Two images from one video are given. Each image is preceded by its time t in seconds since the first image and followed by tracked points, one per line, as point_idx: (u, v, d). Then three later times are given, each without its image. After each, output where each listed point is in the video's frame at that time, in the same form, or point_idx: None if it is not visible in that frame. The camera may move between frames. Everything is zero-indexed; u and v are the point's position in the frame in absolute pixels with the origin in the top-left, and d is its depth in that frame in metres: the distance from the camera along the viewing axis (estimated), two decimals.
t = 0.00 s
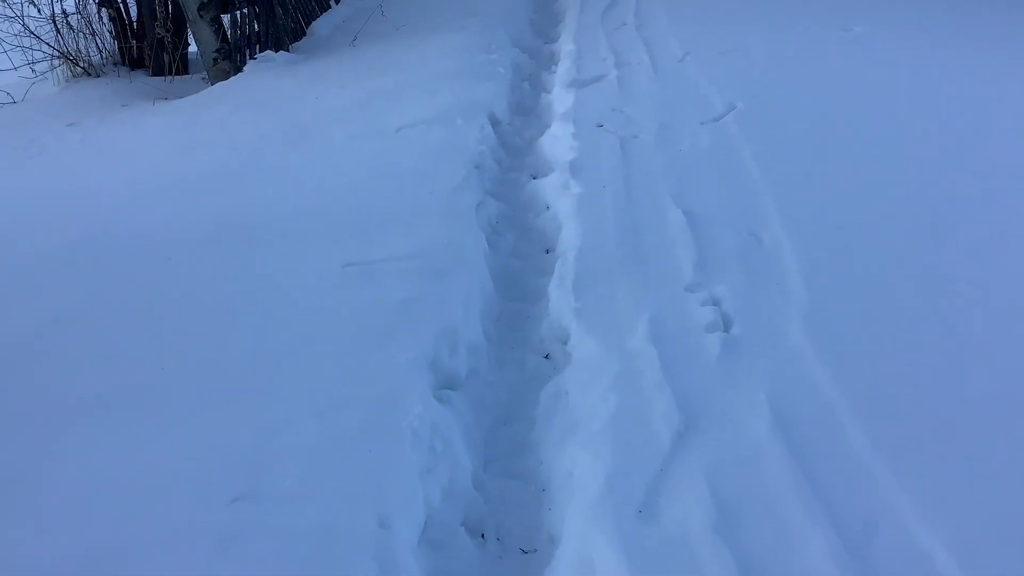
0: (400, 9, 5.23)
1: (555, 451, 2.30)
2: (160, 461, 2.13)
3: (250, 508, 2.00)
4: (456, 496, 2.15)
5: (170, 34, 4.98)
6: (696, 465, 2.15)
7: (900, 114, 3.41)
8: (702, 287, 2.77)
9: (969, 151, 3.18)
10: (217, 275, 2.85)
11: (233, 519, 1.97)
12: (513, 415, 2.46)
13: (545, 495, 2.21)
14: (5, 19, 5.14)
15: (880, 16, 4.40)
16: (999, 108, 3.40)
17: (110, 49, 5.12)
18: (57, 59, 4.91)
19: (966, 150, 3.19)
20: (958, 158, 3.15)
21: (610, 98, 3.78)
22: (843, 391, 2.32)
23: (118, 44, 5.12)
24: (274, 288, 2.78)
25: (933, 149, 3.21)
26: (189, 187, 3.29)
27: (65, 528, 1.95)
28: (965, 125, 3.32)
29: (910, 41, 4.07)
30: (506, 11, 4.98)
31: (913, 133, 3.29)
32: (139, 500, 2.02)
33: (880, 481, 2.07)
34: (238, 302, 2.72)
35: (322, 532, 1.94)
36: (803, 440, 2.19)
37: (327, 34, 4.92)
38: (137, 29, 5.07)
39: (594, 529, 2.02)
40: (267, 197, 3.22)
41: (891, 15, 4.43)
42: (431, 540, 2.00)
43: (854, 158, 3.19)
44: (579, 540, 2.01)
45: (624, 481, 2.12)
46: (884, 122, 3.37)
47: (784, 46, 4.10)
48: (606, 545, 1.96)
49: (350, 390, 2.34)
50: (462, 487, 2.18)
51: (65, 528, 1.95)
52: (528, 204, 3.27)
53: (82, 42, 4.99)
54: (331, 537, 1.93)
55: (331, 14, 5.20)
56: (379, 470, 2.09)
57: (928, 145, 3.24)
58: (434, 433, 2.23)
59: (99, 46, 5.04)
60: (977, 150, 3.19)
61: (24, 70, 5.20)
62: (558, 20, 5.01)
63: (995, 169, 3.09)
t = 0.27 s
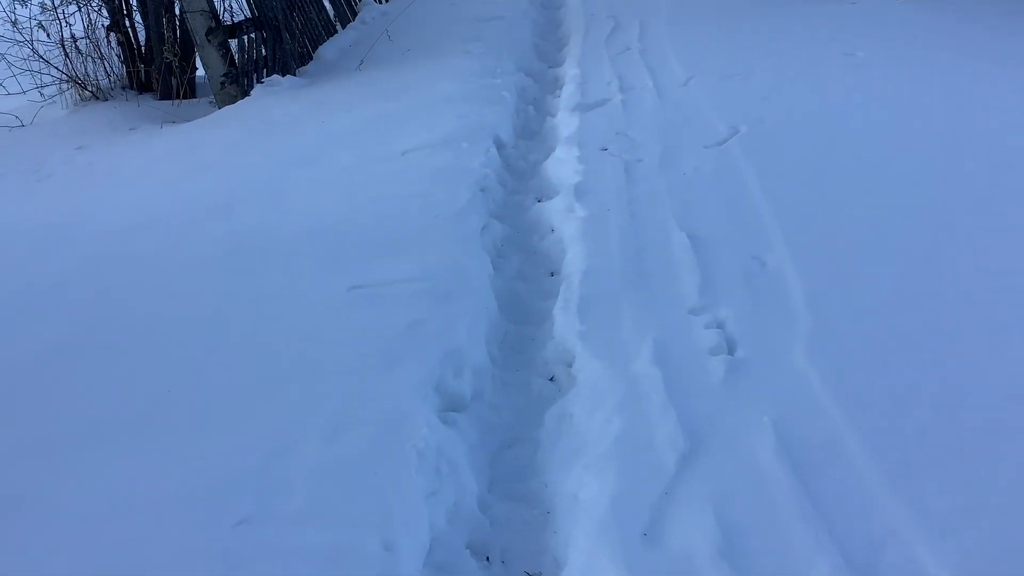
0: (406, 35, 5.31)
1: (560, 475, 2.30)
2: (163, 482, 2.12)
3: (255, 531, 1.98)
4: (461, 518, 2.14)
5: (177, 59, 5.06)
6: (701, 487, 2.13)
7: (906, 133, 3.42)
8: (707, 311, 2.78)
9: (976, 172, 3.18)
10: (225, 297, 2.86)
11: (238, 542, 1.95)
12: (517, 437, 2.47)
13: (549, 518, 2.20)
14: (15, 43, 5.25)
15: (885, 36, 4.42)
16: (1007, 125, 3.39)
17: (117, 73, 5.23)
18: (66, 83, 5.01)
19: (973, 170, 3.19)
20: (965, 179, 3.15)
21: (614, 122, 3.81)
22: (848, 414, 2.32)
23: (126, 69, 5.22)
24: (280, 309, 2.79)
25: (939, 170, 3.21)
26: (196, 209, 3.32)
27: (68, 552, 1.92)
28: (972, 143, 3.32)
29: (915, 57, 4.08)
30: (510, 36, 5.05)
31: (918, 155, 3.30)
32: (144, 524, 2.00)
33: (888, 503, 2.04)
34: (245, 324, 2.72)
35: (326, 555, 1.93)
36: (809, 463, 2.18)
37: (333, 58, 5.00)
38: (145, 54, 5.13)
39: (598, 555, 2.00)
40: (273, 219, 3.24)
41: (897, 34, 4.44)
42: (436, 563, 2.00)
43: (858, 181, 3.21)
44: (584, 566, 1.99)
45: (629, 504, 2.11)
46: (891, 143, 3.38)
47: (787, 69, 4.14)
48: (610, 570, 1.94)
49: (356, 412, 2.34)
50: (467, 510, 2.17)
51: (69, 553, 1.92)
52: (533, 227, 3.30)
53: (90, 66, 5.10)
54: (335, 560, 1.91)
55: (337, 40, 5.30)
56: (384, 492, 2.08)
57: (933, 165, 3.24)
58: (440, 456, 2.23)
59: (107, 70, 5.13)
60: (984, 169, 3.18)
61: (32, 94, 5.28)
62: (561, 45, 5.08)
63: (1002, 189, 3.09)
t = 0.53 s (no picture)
0: (410, 59, 5.37)
1: (563, 498, 2.28)
2: (165, 504, 2.10)
3: (256, 553, 1.95)
4: (465, 542, 2.12)
5: (184, 83, 5.14)
6: (706, 508, 2.11)
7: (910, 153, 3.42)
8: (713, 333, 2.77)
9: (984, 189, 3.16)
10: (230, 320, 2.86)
11: (239, 564, 1.92)
12: (521, 460, 2.47)
13: (553, 541, 2.17)
14: (24, 68, 5.35)
15: (889, 56, 4.43)
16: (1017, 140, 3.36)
17: (124, 97, 5.31)
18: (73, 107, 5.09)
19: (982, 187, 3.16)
20: (974, 196, 3.13)
21: (617, 145, 3.84)
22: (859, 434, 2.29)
23: (133, 93, 5.30)
24: (285, 333, 2.79)
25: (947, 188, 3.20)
26: (202, 232, 3.33)
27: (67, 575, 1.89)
28: (981, 160, 3.29)
29: (916, 77, 4.10)
30: (514, 59, 5.10)
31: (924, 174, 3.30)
32: (145, 547, 1.97)
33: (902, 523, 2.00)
34: (250, 347, 2.73)
35: None
36: (816, 484, 2.15)
37: (338, 81, 5.05)
38: (151, 78, 5.27)
39: None
40: (278, 242, 3.25)
41: (901, 53, 4.45)
42: None
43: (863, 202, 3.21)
44: None
45: (633, 526, 2.08)
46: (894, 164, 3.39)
47: (790, 93, 4.17)
48: None
49: (360, 435, 2.33)
50: (471, 533, 2.15)
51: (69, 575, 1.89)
52: (536, 250, 3.32)
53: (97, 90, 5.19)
54: None
55: (342, 64, 5.36)
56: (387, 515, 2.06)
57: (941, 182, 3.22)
58: (443, 478, 2.20)
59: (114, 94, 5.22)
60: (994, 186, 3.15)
61: (40, 117, 5.32)
62: (564, 69, 5.14)
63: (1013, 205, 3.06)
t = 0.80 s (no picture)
0: (414, 83, 5.42)
1: (566, 522, 2.23)
2: (163, 531, 2.07)
3: None
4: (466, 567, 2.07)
5: (188, 106, 5.23)
6: (711, 531, 2.06)
7: (913, 178, 3.43)
8: (716, 356, 2.75)
9: (989, 211, 3.15)
10: (232, 346, 2.85)
11: None
12: (523, 483, 2.43)
13: (556, 565, 2.11)
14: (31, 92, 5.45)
15: (890, 81, 4.46)
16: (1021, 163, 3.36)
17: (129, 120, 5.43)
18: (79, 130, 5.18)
19: (987, 210, 3.16)
20: (979, 219, 3.12)
21: (619, 169, 3.86)
22: (869, 454, 2.24)
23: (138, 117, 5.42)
24: (287, 358, 2.79)
25: (951, 211, 3.19)
26: (206, 257, 3.34)
27: None
28: (984, 183, 3.30)
29: (917, 101, 4.12)
30: (516, 83, 5.15)
31: (928, 197, 3.29)
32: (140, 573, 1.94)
33: (915, 545, 1.95)
34: (252, 373, 2.72)
35: None
36: (823, 507, 2.10)
37: (342, 105, 5.10)
38: (157, 102, 5.36)
39: None
40: (282, 267, 3.26)
41: (903, 77, 4.47)
42: None
43: (866, 225, 3.21)
44: None
45: (635, 551, 2.03)
46: (896, 188, 3.39)
47: (792, 118, 4.19)
48: None
49: (361, 460, 2.30)
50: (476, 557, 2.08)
51: None
52: (538, 274, 3.32)
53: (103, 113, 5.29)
54: None
55: (346, 87, 5.40)
56: (387, 542, 2.02)
57: (945, 206, 3.22)
58: (445, 502, 2.16)
59: (120, 118, 5.37)
60: (998, 208, 3.15)
61: (46, 140, 5.47)
62: (567, 94, 5.19)
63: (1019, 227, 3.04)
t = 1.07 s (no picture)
0: (415, 103, 5.46)
1: (566, 543, 2.22)
2: (162, 553, 2.06)
3: None
4: None
5: (191, 128, 5.19)
6: (712, 554, 2.06)
7: (912, 198, 3.44)
8: (718, 377, 2.75)
9: (989, 232, 3.16)
10: (233, 367, 2.85)
11: None
12: (524, 504, 2.42)
13: None
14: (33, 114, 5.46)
15: (889, 101, 4.48)
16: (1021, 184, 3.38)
17: (131, 142, 5.44)
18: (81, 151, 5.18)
19: (987, 231, 3.17)
20: (980, 240, 3.13)
21: (619, 190, 3.88)
22: (872, 476, 2.24)
23: (141, 138, 5.43)
24: (288, 378, 2.78)
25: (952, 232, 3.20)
26: (207, 278, 3.35)
27: None
28: (984, 203, 3.31)
29: (915, 122, 4.14)
30: (517, 103, 5.18)
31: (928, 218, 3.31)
32: None
33: (918, 567, 1.93)
34: (252, 393, 2.72)
35: None
36: (825, 529, 2.09)
37: (343, 126, 5.13)
38: (159, 123, 5.38)
39: None
40: (283, 287, 3.27)
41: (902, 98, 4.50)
42: None
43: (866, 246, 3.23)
44: None
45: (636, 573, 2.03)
46: (896, 208, 3.40)
47: (791, 139, 4.21)
48: None
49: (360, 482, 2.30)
50: None
51: None
52: (539, 294, 3.33)
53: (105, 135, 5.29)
54: None
55: (348, 107, 5.43)
56: (387, 564, 2.01)
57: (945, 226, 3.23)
58: (444, 523, 2.16)
59: (122, 139, 5.39)
60: (999, 229, 3.16)
61: (48, 161, 5.49)
62: (567, 114, 5.22)
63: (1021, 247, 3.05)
